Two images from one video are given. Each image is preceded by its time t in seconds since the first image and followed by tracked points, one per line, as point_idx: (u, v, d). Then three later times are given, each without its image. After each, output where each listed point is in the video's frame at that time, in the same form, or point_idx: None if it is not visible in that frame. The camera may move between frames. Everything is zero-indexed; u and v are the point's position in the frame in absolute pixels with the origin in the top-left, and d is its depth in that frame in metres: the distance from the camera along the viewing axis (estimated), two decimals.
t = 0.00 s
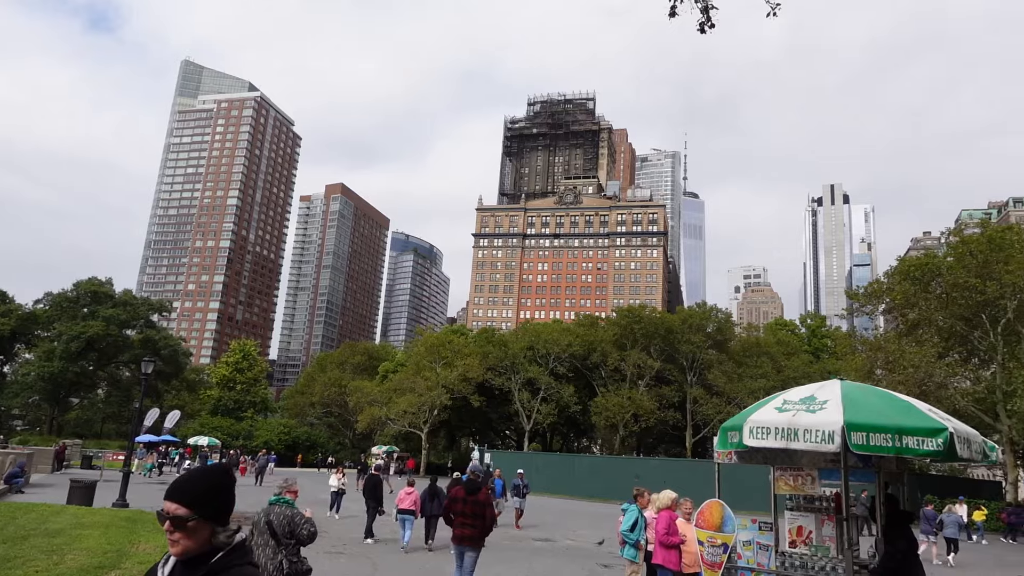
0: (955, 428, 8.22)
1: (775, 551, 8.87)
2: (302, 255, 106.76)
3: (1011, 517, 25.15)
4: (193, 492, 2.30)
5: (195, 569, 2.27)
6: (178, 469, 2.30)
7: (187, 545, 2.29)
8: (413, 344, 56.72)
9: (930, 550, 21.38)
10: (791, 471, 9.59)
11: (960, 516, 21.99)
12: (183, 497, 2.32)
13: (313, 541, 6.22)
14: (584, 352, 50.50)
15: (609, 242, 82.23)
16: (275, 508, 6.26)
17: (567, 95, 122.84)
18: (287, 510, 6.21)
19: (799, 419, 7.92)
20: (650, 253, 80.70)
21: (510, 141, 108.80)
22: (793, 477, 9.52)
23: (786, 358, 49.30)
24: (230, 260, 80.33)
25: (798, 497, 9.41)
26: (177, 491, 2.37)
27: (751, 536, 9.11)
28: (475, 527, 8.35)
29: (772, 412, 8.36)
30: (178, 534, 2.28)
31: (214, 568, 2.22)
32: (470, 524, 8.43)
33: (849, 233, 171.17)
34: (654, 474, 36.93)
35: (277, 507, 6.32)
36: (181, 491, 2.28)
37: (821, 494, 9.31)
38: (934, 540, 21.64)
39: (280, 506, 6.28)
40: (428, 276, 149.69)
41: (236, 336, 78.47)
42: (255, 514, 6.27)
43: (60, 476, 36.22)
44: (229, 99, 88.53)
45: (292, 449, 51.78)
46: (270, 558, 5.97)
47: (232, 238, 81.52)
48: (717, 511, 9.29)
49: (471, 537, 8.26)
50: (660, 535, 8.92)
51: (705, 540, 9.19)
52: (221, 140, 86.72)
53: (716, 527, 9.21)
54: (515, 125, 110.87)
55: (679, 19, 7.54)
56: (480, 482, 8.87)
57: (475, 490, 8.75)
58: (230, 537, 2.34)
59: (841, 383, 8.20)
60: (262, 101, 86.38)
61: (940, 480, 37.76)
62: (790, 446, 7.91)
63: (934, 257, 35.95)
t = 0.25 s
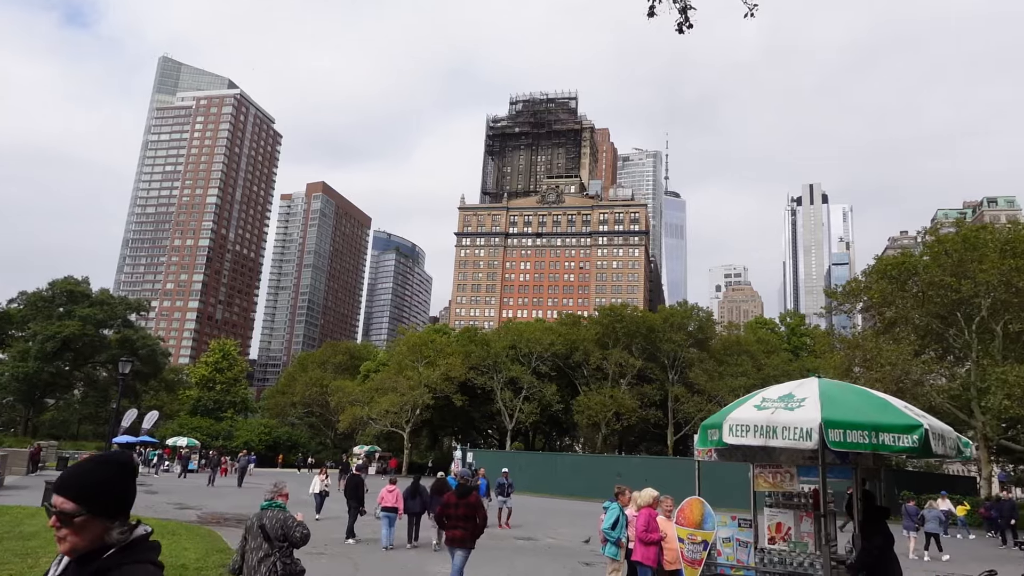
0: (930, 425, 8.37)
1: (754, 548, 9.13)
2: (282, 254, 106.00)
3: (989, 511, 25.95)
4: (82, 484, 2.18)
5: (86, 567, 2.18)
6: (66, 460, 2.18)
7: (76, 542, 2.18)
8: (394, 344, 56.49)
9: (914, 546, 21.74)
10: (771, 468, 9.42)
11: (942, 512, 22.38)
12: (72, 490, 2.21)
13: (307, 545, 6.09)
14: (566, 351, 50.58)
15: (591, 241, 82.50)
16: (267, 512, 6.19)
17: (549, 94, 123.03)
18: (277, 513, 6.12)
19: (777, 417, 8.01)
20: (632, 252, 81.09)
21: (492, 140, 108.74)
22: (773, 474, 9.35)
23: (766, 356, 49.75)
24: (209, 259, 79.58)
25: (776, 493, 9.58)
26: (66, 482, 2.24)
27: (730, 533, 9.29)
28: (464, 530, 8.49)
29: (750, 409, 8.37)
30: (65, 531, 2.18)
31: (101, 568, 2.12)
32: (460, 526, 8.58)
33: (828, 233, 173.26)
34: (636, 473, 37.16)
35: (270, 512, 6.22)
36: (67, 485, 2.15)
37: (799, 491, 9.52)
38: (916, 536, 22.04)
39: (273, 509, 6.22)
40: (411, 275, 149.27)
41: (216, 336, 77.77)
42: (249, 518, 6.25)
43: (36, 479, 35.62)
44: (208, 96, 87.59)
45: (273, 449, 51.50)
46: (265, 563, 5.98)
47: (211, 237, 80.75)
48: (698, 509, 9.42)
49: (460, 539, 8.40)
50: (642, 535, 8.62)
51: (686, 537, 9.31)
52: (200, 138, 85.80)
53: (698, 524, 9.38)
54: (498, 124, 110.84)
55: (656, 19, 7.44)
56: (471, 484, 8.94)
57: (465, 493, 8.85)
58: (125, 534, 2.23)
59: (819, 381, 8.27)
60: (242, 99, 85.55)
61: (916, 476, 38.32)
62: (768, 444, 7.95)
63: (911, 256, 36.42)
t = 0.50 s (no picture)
0: (907, 423, 8.53)
1: (735, 545, 9.31)
2: (264, 252, 105.13)
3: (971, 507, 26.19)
4: None
5: None
6: None
7: None
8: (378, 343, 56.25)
9: (896, 542, 21.96)
10: (751, 464, 9.77)
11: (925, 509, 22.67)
12: None
13: (299, 539, 6.06)
14: (550, 350, 50.59)
15: (575, 240, 82.67)
16: (260, 508, 6.11)
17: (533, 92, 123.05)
18: (272, 508, 6.08)
19: (757, 415, 8.01)
20: (615, 251, 81.36)
21: (476, 138, 108.56)
22: (753, 472, 9.65)
23: (747, 355, 50.14)
24: (190, 257, 78.85)
25: (758, 490, 9.52)
26: None
27: (712, 530, 9.50)
28: (458, 522, 8.58)
29: (731, 407, 8.38)
30: None
31: None
32: (454, 520, 8.66)
33: (808, 232, 175.07)
34: (620, 470, 37.31)
35: (262, 509, 6.14)
36: None
37: (779, 487, 9.43)
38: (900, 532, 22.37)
39: (266, 504, 6.16)
40: (394, 274, 148.78)
41: (197, 335, 77.05)
42: (240, 514, 6.16)
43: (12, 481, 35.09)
44: (188, 93, 86.67)
45: (255, 449, 51.17)
46: (260, 559, 5.92)
47: (191, 235, 79.98)
48: (679, 507, 9.46)
49: (455, 531, 8.49)
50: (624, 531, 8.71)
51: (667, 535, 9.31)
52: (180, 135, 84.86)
53: (678, 522, 9.40)
54: (481, 123, 110.70)
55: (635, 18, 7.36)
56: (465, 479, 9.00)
57: (457, 488, 8.93)
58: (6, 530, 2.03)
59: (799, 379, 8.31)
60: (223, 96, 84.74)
61: (895, 473, 38.75)
62: (749, 441, 8.00)
63: (890, 255, 36.78)
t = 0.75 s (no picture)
0: (889, 420, 8.55)
1: (717, 542, 9.56)
2: (248, 252, 104.46)
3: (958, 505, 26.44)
4: None
5: None
6: None
7: None
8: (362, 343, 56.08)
9: (881, 538, 22.19)
10: (734, 463, 9.77)
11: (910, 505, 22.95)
12: None
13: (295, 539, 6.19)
14: (534, 349, 50.57)
15: (560, 240, 82.84)
16: (256, 508, 6.21)
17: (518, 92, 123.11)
18: (268, 508, 6.22)
19: (740, 413, 8.11)
20: (600, 250, 81.71)
21: (461, 138, 108.38)
22: (736, 470, 9.62)
23: (730, 354, 50.45)
24: (172, 256, 78.20)
25: (741, 487, 9.61)
26: None
27: (695, 527, 9.72)
28: (453, 525, 8.83)
29: (715, 406, 8.49)
30: None
31: None
32: (449, 522, 8.90)
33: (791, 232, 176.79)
34: (605, 469, 37.46)
35: (257, 509, 6.25)
36: None
37: (762, 484, 9.53)
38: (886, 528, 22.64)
39: (260, 504, 6.29)
40: (379, 274, 148.40)
41: (179, 335, 76.41)
42: (234, 513, 6.26)
43: None
44: (170, 90, 85.81)
45: (238, 449, 50.93)
46: (257, 558, 6.04)
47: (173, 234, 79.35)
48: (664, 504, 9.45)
49: (451, 534, 8.75)
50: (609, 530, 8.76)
51: (651, 533, 9.33)
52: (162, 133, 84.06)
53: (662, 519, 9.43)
54: (466, 122, 110.55)
55: (620, 19, 7.34)
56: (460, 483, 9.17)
57: (452, 491, 9.15)
58: None
59: (782, 377, 8.35)
60: (205, 94, 83.97)
61: (876, 470, 39.18)
62: (732, 440, 8.05)
63: (871, 255, 37.13)
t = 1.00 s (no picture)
0: (867, 419, 8.68)
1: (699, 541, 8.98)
2: (230, 250, 103.65)
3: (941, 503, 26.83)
4: None
5: None
6: None
7: None
8: (345, 342, 55.86)
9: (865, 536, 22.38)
10: (716, 462, 9.53)
11: (893, 502, 23.22)
12: None
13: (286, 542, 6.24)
14: (518, 349, 50.59)
15: (544, 240, 82.97)
16: (251, 509, 6.23)
17: (503, 91, 123.20)
18: (263, 510, 6.21)
19: (721, 412, 8.11)
20: (584, 250, 81.98)
21: (445, 136, 108.20)
22: (718, 469, 9.33)
23: (713, 354, 50.76)
24: (152, 255, 77.53)
25: (722, 487, 9.31)
26: None
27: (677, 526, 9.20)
28: (452, 520, 8.97)
29: (696, 404, 8.49)
30: None
31: None
32: (447, 518, 9.06)
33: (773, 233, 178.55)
34: (587, 469, 37.58)
35: (251, 510, 6.26)
36: None
37: (742, 484, 9.21)
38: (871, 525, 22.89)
39: (255, 504, 6.27)
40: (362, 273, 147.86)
41: (160, 334, 75.71)
42: (228, 513, 6.26)
43: None
44: (151, 87, 84.98)
45: (219, 449, 50.56)
46: (252, 559, 6.08)
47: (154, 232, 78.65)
48: (645, 504, 9.57)
49: (449, 530, 8.94)
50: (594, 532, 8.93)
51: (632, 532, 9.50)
52: (143, 130, 83.23)
53: (643, 519, 9.53)
54: (451, 121, 110.42)
55: (602, 16, 7.26)
56: (460, 481, 9.37)
57: (451, 487, 9.35)
58: None
59: (762, 377, 8.40)
60: (187, 91, 83.24)
61: (855, 469, 39.57)
62: (713, 439, 8.06)
63: (852, 256, 37.47)
